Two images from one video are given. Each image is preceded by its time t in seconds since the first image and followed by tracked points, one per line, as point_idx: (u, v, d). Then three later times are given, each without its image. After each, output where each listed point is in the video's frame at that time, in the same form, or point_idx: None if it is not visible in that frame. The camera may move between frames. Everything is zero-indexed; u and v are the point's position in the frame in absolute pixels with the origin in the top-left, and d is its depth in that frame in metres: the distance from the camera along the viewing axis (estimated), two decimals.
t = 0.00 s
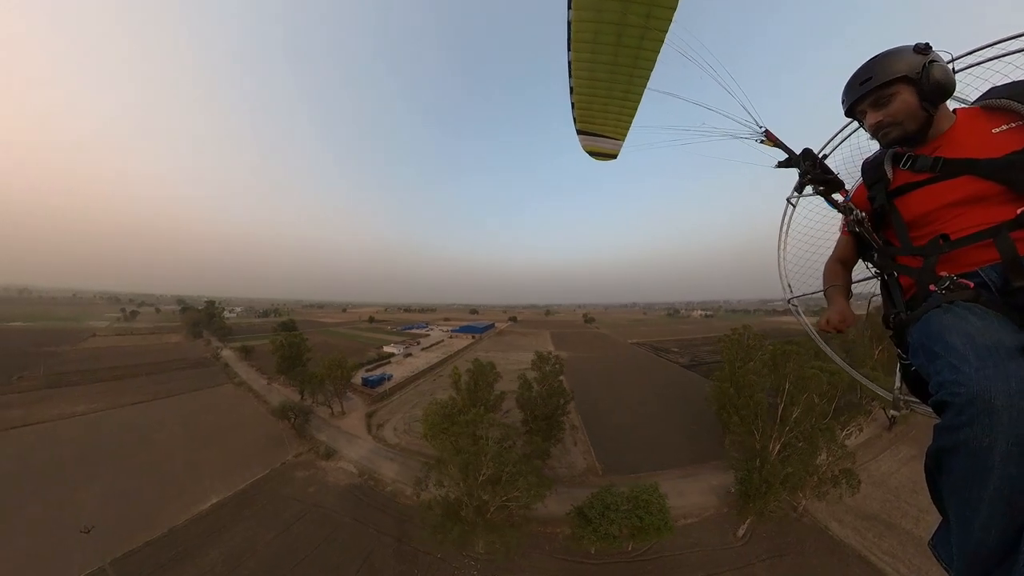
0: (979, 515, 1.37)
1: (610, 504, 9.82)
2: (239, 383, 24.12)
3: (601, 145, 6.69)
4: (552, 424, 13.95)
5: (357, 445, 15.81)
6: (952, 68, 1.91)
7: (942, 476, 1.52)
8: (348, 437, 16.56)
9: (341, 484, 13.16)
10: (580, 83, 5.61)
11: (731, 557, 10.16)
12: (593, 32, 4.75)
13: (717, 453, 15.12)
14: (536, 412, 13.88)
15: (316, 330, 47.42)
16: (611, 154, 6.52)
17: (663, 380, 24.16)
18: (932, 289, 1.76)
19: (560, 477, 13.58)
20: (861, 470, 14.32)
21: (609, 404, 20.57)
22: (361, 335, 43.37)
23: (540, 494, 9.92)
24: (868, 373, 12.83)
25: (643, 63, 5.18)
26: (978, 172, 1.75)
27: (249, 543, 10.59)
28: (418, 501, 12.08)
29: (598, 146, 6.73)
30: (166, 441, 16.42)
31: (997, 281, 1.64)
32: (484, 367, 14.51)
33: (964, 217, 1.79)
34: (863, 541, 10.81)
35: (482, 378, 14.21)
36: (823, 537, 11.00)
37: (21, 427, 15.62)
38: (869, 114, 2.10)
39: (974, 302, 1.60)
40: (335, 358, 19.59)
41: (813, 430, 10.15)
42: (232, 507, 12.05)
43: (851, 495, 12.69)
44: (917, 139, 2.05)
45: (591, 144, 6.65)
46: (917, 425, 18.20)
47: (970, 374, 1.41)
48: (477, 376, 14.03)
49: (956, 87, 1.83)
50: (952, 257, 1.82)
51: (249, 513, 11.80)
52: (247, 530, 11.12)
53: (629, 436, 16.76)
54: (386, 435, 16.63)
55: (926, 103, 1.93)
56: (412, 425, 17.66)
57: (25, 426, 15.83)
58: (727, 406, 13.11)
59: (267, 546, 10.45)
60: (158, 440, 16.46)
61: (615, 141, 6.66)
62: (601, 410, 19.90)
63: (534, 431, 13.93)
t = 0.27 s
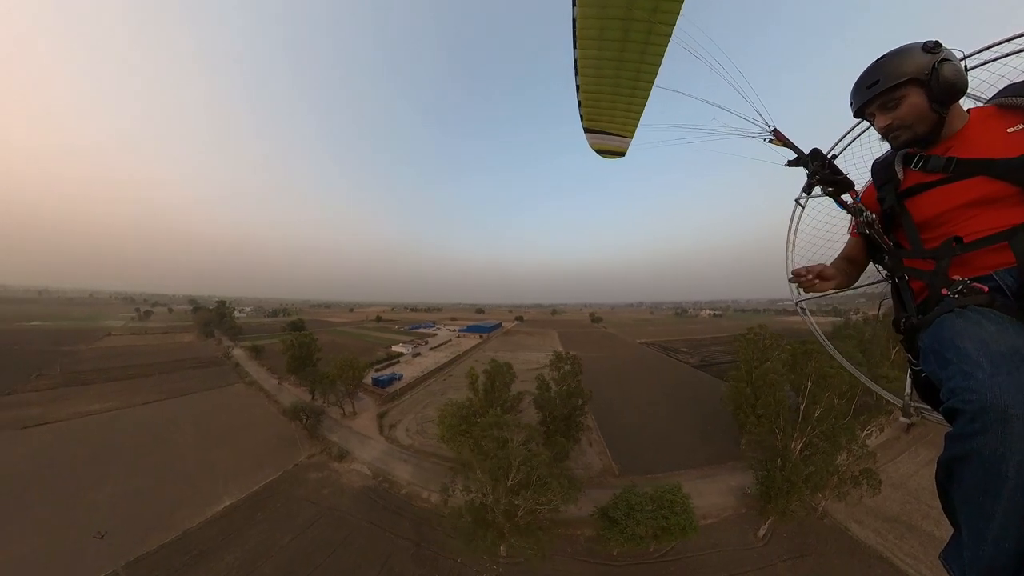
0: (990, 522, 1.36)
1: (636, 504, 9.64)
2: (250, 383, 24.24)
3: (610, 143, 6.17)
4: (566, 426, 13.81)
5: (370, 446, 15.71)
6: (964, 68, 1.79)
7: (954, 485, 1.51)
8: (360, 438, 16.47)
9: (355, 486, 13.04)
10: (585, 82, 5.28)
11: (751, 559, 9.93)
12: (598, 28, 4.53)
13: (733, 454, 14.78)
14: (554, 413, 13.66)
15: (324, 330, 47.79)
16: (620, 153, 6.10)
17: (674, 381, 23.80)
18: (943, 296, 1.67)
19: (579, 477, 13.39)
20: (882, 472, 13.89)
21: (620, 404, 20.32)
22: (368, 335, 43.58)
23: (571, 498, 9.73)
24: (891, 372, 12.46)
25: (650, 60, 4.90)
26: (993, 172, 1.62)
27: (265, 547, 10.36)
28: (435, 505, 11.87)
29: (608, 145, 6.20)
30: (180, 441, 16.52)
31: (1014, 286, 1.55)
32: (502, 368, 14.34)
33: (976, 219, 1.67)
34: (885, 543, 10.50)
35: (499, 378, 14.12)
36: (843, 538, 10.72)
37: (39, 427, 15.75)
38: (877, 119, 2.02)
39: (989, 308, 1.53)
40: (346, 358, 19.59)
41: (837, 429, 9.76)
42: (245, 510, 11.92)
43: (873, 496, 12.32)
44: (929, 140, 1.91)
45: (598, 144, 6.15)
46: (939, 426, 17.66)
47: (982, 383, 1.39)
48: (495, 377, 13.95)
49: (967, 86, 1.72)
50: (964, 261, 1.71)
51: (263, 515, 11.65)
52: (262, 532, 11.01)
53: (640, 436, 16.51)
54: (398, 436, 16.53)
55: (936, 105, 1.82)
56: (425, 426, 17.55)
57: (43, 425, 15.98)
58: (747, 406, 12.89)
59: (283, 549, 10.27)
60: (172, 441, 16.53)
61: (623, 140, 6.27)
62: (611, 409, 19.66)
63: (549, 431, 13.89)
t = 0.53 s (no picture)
0: (1000, 523, 1.38)
1: (659, 504, 9.46)
2: (261, 383, 24.32)
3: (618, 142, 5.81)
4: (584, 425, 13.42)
5: (383, 448, 15.50)
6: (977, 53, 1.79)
7: (962, 487, 1.56)
8: (372, 439, 16.24)
9: (370, 488, 12.80)
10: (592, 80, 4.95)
11: (772, 560, 9.69)
12: (603, 24, 4.36)
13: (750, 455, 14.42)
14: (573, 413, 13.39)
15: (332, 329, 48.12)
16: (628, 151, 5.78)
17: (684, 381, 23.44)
18: (958, 292, 1.71)
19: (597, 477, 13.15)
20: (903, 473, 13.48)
21: (630, 404, 20.04)
22: (375, 334, 43.74)
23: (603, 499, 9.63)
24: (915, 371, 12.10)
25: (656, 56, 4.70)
26: (1009, 166, 1.66)
27: (281, 552, 10.19)
28: (451, 508, 11.62)
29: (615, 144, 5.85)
30: (194, 441, 16.57)
31: None
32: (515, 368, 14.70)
33: (990, 215, 1.72)
34: (906, 544, 10.21)
35: (516, 378, 14.48)
36: (863, 538, 10.44)
37: (55, 429, 15.83)
38: (893, 107, 1.99)
39: (1001, 306, 1.57)
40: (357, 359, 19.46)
41: (860, 427, 9.51)
42: (259, 513, 11.74)
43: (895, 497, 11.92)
44: (945, 132, 1.92)
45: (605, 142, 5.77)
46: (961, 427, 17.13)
47: (993, 384, 1.42)
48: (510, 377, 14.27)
49: (985, 74, 1.72)
50: (976, 256, 1.76)
51: (277, 519, 11.46)
52: (277, 536, 10.81)
53: (651, 436, 16.26)
54: (411, 437, 16.36)
55: (953, 92, 1.82)
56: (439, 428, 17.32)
57: (59, 427, 16.09)
58: (767, 407, 12.72)
59: (298, 556, 10.01)
60: (186, 441, 16.56)
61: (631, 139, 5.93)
62: (621, 410, 19.39)
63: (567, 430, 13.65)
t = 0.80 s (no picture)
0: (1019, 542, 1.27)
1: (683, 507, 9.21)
2: (270, 382, 24.34)
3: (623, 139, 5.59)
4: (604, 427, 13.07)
5: (395, 450, 15.15)
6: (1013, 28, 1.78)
7: (988, 498, 1.42)
8: (384, 441, 15.83)
9: (384, 492, 12.38)
10: (597, 74, 4.76)
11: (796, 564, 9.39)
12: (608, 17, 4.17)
13: (767, 457, 14.04)
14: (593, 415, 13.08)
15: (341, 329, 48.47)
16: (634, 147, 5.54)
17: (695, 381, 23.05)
18: (987, 289, 1.67)
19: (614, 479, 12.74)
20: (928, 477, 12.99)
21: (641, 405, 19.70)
22: (383, 334, 43.90)
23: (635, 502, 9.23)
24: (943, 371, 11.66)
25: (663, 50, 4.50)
26: None
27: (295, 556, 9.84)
28: (469, 512, 11.20)
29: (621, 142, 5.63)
30: (206, 441, 16.45)
31: None
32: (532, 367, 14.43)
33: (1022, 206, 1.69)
34: (929, 549, 9.87)
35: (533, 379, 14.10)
36: (885, 541, 10.12)
37: (68, 432, 15.79)
38: (931, 79, 1.90)
39: None
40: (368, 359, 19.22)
41: (885, 427, 9.37)
42: (272, 516, 11.32)
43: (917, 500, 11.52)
44: (988, 109, 1.86)
45: (611, 139, 5.55)
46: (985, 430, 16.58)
47: None
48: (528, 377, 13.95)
49: None
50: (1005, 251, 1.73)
51: (290, 523, 11.05)
52: (291, 540, 10.45)
53: (664, 437, 15.95)
54: (423, 438, 16.03)
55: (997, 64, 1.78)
56: (453, 429, 16.91)
57: (74, 429, 16.12)
58: (784, 407, 12.47)
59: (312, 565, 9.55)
60: (197, 441, 16.39)
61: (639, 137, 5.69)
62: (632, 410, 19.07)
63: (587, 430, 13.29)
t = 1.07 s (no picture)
0: None
1: (710, 510, 8.92)
2: (279, 383, 24.37)
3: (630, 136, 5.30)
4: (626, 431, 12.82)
5: (407, 452, 14.95)
6: None
7: None
8: (397, 444, 15.65)
9: (398, 496, 12.12)
10: (601, 68, 4.50)
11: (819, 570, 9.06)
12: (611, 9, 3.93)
13: (785, 459, 13.67)
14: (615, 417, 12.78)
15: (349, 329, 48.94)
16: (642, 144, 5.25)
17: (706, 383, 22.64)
18: None
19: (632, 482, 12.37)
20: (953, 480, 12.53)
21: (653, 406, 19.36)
22: (390, 334, 44.12)
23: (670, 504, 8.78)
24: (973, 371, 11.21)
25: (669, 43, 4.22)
26: None
27: (309, 562, 9.56)
28: (487, 517, 10.98)
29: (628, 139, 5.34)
30: (216, 441, 16.37)
31: None
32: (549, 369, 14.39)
33: None
34: (955, 554, 9.50)
35: (551, 381, 14.15)
36: (909, 545, 9.78)
37: (79, 434, 15.71)
38: (977, 54, 1.73)
39: None
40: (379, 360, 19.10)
41: (911, 428, 9.11)
42: (283, 521, 11.04)
43: (942, 504, 11.05)
44: None
45: (617, 136, 5.27)
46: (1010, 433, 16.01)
47: None
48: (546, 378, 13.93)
49: None
50: None
51: (302, 528, 10.77)
52: (305, 544, 10.19)
53: (677, 438, 15.61)
54: (435, 440, 15.88)
55: None
56: (466, 432, 16.71)
57: (86, 430, 16.09)
58: (803, 409, 12.15)
59: (327, 572, 9.22)
60: (207, 442, 16.27)
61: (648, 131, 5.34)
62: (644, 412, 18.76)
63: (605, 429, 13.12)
